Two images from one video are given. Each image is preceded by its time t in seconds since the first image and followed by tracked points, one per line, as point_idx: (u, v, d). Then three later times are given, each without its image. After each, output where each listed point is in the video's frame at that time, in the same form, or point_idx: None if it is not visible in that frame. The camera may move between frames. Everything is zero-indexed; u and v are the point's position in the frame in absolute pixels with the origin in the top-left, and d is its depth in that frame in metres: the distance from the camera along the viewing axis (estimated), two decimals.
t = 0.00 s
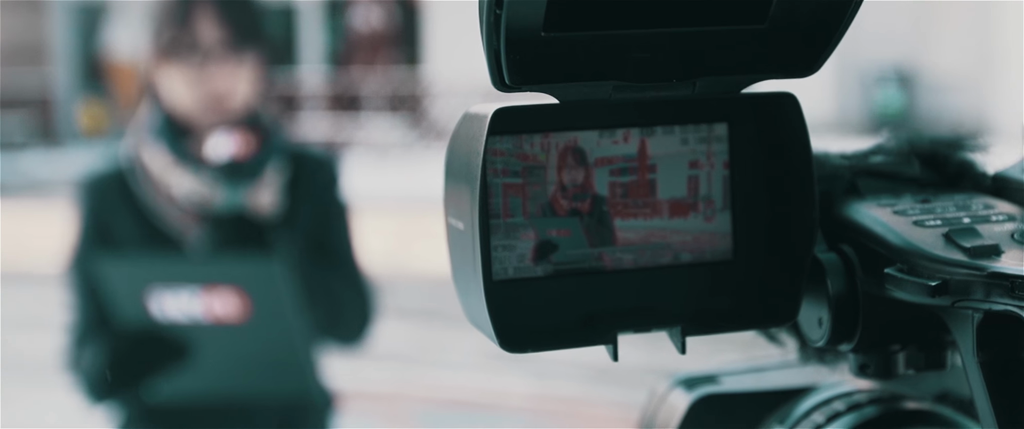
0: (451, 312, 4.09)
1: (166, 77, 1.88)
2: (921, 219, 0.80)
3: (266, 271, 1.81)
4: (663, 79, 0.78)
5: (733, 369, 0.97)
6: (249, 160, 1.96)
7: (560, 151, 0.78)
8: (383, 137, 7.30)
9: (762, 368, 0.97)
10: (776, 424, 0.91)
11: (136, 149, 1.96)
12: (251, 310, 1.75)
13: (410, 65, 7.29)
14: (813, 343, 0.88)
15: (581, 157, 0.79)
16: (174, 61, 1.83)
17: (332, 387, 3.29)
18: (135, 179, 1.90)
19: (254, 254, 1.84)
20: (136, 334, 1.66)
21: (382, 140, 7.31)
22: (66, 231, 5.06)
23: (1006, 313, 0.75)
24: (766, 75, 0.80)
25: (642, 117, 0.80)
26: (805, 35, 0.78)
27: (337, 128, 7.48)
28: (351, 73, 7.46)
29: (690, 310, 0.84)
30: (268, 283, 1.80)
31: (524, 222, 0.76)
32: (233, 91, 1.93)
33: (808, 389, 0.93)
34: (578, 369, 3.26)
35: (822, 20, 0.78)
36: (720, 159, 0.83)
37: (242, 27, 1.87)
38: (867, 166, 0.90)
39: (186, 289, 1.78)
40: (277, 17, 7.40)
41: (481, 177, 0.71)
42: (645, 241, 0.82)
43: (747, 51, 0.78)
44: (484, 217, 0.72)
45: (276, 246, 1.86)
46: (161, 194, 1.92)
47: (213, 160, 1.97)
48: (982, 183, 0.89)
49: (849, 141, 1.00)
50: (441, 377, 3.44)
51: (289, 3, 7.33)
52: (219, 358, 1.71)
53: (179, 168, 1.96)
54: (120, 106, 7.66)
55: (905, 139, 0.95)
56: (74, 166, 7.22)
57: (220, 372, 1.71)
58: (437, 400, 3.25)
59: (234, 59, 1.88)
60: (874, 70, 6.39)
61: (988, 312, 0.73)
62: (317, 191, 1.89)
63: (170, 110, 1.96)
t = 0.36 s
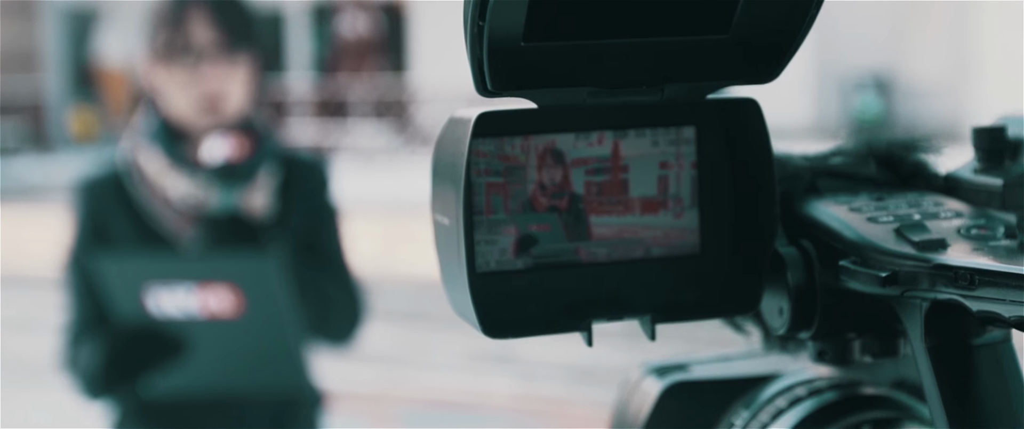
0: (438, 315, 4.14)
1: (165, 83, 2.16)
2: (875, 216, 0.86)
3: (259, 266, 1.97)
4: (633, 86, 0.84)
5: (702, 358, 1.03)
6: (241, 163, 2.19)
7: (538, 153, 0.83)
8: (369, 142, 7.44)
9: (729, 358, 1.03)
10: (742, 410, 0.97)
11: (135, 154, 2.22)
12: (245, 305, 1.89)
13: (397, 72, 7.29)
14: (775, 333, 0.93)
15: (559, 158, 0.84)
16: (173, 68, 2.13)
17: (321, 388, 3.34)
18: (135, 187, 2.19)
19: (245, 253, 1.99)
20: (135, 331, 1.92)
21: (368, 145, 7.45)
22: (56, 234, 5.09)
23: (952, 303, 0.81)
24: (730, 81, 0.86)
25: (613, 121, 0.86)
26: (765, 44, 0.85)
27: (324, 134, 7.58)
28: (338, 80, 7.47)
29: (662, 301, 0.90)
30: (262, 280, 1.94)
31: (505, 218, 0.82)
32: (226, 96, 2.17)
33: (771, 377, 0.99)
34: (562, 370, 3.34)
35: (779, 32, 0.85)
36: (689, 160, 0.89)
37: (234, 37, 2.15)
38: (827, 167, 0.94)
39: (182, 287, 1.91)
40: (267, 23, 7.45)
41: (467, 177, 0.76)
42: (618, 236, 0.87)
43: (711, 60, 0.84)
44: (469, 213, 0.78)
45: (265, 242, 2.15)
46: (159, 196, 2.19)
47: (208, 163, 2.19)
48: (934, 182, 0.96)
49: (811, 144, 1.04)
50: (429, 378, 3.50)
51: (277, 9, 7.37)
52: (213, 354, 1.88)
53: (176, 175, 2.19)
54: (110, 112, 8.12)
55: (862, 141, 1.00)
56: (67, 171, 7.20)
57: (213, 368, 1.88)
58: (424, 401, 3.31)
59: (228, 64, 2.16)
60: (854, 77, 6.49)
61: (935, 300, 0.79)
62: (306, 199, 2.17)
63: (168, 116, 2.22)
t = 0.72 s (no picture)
0: (423, 316, 4.22)
1: (160, 88, 2.28)
2: (825, 212, 0.93)
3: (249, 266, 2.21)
4: (598, 92, 0.92)
5: (669, 346, 1.11)
6: (234, 165, 2.28)
7: (516, 153, 0.91)
8: (356, 148, 7.54)
9: (694, 345, 1.11)
10: (704, 392, 1.05)
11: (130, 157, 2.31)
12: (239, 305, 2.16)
13: (382, 79, 7.37)
14: (733, 319, 1.01)
15: (535, 158, 0.92)
16: (168, 73, 2.25)
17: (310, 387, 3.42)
18: (132, 188, 2.28)
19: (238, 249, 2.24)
20: (130, 328, 2.14)
21: (354, 152, 7.56)
22: (45, 237, 5.15)
23: (895, 290, 0.88)
24: (689, 88, 0.95)
25: (583, 125, 0.94)
26: (720, 54, 0.93)
27: (311, 140, 7.62)
28: (325, 87, 7.58)
29: (630, 291, 0.97)
30: (252, 280, 2.18)
31: (485, 213, 0.90)
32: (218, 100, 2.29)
33: (732, 362, 1.07)
34: (545, 371, 3.43)
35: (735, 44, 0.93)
36: (655, 160, 0.97)
37: (226, 42, 2.28)
38: (781, 166, 1.00)
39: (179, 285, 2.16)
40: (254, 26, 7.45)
41: (449, 175, 0.83)
42: (590, 231, 0.96)
43: (671, 68, 0.93)
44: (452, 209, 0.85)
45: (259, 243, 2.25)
46: (153, 198, 2.29)
47: (200, 166, 2.30)
48: (882, 181, 1.04)
49: (770, 147, 1.11)
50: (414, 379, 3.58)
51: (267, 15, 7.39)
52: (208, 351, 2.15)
53: (173, 177, 2.28)
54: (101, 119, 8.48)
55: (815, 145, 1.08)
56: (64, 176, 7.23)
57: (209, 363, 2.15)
58: (409, 400, 3.40)
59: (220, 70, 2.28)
60: (832, 82, 6.63)
61: (876, 287, 0.87)
62: (296, 201, 2.28)
63: (161, 119, 2.32)
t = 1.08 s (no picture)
0: (410, 318, 4.31)
1: (155, 95, 2.50)
2: (774, 207, 1.03)
3: (242, 261, 2.29)
4: (569, 98, 1.02)
5: (637, 332, 1.21)
6: (224, 167, 2.47)
7: (493, 155, 1.00)
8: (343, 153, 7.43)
9: (660, 332, 1.21)
10: (668, 374, 1.15)
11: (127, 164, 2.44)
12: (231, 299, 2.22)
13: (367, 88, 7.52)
14: (694, 306, 1.11)
15: (512, 159, 1.01)
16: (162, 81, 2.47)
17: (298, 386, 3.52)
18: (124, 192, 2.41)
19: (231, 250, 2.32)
20: (125, 325, 2.20)
21: (342, 156, 7.43)
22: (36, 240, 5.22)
23: (836, 277, 0.98)
24: (652, 95, 1.05)
25: (555, 129, 1.03)
26: (680, 64, 1.04)
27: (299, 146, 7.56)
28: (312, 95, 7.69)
29: (597, 279, 1.08)
30: (245, 275, 2.26)
31: (466, 209, 0.99)
32: (211, 108, 2.49)
33: (693, 347, 1.16)
34: (527, 372, 3.53)
35: (694, 55, 1.03)
36: (621, 161, 1.06)
37: (218, 53, 2.47)
38: (737, 167, 1.11)
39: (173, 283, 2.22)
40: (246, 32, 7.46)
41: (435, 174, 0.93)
42: (562, 225, 1.05)
43: (634, 77, 1.04)
44: (436, 206, 0.95)
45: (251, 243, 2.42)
46: (147, 201, 2.43)
47: (193, 168, 2.47)
48: (830, 180, 1.13)
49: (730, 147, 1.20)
50: (401, 378, 3.67)
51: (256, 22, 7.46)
52: (201, 346, 2.21)
53: (165, 179, 2.43)
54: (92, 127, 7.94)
55: (771, 146, 1.16)
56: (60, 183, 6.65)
57: (201, 357, 2.20)
58: (397, 399, 3.49)
59: (212, 77, 2.50)
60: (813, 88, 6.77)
61: (819, 275, 0.97)
62: (283, 203, 2.43)
63: (155, 127, 2.49)
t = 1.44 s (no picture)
0: (397, 319, 4.43)
1: (149, 101, 2.67)
2: (728, 204, 1.13)
3: (230, 263, 2.62)
4: (541, 106, 1.12)
5: (607, 320, 1.31)
6: (213, 170, 2.69)
7: (474, 158, 1.10)
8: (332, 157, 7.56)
9: (628, 319, 1.31)
10: (635, 358, 1.26)
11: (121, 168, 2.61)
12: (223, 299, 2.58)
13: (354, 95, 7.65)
14: (657, 295, 1.22)
15: (490, 161, 1.11)
16: (156, 88, 2.67)
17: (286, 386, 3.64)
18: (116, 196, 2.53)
19: (223, 248, 2.65)
20: (121, 321, 2.39)
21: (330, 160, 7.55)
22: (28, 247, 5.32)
23: (783, 267, 1.08)
24: (618, 102, 1.16)
25: (530, 134, 1.12)
26: (642, 73, 1.14)
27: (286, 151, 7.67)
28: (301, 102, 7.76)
29: (568, 270, 1.18)
30: (234, 275, 2.59)
31: (449, 206, 1.09)
32: (202, 115, 2.69)
33: (658, 334, 1.27)
34: (510, 374, 3.66)
35: (655, 67, 1.14)
36: (589, 162, 1.16)
37: (209, 62, 2.72)
38: (696, 168, 1.21)
39: (168, 282, 2.58)
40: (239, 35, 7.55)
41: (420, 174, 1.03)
42: (535, 220, 1.15)
43: (600, 86, 1.14)
44: (421, 204, 1.05)
45: (242, 244, 2.63)
46: (141, 204, 2.58)
47: (185, 173, 2.66)
48: (782, 179, 1.23)
49: (691, 152, 1.31)
50: (388, 377, 3.79)
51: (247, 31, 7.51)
52: (196, 338, 2.53)
53: (157, 183, 2.59)
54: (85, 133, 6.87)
55: (730, 147, 1.27)
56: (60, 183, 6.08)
57: (197, 348, 2.52)
58: (384, 397, 3.60)
59: (204, 86, 2.70)
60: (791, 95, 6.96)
61: (767, 265, 1.07)
62: (272, 206, 2.59)
63: (148, 135, 2.67)
